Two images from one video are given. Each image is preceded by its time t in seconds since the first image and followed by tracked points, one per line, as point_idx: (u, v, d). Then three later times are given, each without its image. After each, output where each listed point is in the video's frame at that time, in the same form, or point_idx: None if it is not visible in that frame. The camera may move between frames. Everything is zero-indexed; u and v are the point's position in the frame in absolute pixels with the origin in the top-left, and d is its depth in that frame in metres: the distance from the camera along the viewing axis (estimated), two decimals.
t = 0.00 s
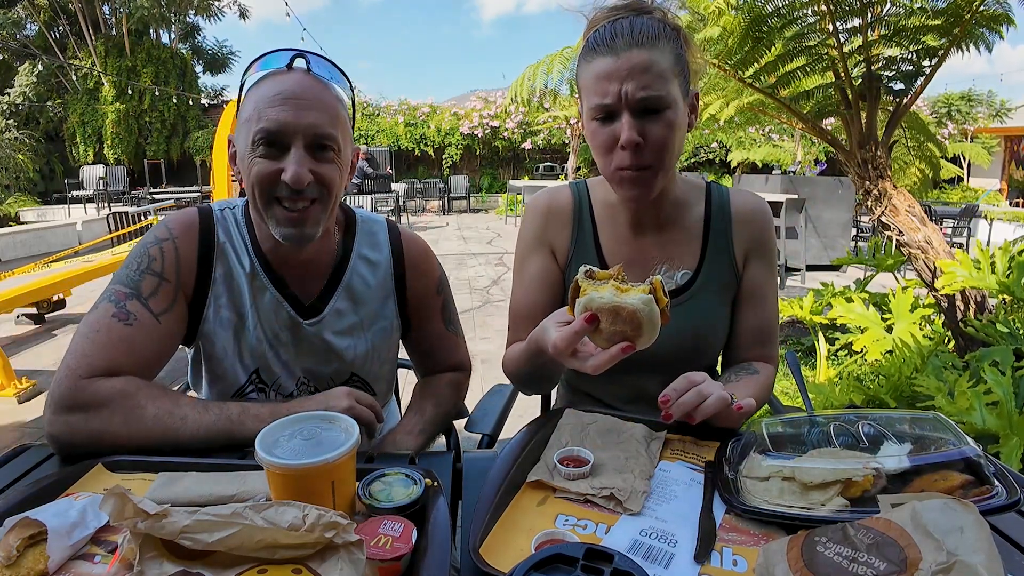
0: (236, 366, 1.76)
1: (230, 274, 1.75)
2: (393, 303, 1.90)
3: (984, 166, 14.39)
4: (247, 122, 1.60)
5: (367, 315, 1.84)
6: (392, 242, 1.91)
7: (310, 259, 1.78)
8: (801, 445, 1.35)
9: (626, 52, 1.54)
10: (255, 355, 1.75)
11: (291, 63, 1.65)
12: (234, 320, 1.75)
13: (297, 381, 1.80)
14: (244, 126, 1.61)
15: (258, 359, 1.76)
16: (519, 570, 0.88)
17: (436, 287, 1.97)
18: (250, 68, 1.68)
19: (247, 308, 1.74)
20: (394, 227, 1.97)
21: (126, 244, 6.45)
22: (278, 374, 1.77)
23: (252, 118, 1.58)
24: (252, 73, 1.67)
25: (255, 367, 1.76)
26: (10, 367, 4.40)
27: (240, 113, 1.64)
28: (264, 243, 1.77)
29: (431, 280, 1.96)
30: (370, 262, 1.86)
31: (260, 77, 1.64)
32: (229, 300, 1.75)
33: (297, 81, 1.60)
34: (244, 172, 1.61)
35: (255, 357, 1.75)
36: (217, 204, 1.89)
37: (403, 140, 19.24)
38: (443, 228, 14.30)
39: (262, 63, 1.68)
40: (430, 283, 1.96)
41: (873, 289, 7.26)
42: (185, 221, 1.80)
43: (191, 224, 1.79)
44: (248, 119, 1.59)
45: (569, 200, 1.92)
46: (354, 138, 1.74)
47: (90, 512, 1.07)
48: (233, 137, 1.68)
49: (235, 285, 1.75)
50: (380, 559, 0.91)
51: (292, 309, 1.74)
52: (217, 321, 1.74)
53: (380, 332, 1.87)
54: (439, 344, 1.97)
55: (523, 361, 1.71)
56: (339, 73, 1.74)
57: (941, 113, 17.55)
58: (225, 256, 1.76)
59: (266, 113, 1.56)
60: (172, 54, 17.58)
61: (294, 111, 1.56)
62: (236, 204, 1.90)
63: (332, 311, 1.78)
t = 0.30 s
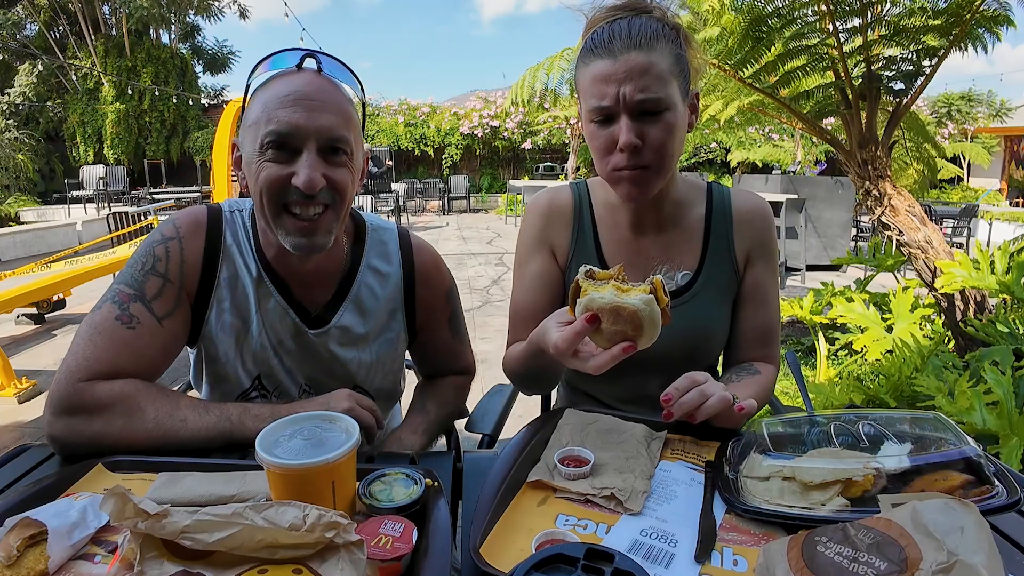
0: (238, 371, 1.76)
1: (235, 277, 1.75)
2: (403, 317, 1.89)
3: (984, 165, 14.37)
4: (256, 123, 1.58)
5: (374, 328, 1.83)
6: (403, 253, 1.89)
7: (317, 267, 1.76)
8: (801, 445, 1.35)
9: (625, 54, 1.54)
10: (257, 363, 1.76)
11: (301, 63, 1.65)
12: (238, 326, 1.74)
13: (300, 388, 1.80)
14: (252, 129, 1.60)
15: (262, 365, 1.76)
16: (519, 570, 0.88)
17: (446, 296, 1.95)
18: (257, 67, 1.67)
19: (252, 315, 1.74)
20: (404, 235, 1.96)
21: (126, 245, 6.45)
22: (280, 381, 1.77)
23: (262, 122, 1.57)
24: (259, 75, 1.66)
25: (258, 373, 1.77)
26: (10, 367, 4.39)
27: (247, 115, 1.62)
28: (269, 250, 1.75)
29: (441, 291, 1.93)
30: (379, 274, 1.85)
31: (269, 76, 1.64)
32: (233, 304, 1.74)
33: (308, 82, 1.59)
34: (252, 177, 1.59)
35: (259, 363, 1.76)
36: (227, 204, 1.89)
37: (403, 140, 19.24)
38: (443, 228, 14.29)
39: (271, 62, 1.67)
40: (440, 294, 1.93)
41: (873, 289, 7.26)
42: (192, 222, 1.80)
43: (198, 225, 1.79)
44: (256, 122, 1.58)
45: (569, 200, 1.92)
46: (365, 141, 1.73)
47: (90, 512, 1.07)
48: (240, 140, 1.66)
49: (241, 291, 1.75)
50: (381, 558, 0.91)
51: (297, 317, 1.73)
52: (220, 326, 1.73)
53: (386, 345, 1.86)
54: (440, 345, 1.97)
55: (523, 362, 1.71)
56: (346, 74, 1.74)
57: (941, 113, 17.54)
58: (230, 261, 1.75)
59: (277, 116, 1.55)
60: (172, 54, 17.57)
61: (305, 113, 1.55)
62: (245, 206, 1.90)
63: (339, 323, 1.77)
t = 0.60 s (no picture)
0: (237, 374, 1.76)
1: (234, 282, 1.74)
2: (404, 325, 1.89)
3: (984, 165, 14.36)
4: (273, 132, 1.52)
5: (375, 336, 1.83)
6: (407, 260, 1.88)
7: (321, 276, 1.74)
8: (801, 444, 1.35)
9: (624, 55, 1.54)
10: (255, 366, 1.75)
11: (311, 66, 1.61)
12: (237, 329, 1.74)
13: (298, 392, 1.79)
14: (269, 137, 1.53)
15: (260, 369, 1.75)
16: (519, 570, 0.88)
17: (448, 304, 1.94)
18: (260, 70, 1.60)
19: (250, 319, 1.73)
20: (409, 239, 1.95)
21: (126, 245, 6.45)
22: (278, 385, 1.77)
23: (284, 130, 1.51)
24: (265, 77, 1.59)
25: (256, 377, 1.76)
26: (11, 367, 4.40)
27: (258, 122, 1.55)
28: (272, 259, 1.73)
29: (442, 297, 1.93)
30: (383, 281, 1.84)
31: (276, 80, 1.57)
32: (232, 309, 1.74)
33: (326, 87, 1.56)
34: (272, 188, 1.53)
35: (257, 367, 1.75)
36: (228, 206, 1.88)
37: (403, 140, 19.24)
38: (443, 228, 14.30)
39: (275, 65, 1.60)
40: (441, 299, 1.93)
41: (873, 289, 7.27)
42: (193, 223, 1.80)
43: (199, 226, 1.79)
44: (275, 130, 1.52)
45: (569, 200, 1.92)
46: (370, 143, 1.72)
47: (90, 512, 1.07)
48: (245, 148, 1.58)
49: (240, 295, 1.74)
50: (381, 558, 0.91)
51: (296, 323, 1.73)
52: (219, 329, 1.73)
53: (388, 352, 1.86)
54: (440, 345, 1.96)
55: (523, 363, 1.71)
56: (349, 75, 1.71)
57: (940, 113, 17.54)
58: (230, 266, 1.74)
59: (302, 123, 1.50)
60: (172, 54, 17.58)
61: (330, 121, 1.52)
62: (246, 209, 1.89)
63: (339, 328, 1.76)
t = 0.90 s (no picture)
0: (237, 374, 1.76)
1: (234, 283, 1.74)
2: (403, 326, 1.89)
3: (984, 165, 14.35)
4: (279, 137, 1.51)
5: (376, 337, 1.83)
6: (406, 261, 1.88)
7: (323, 277, 1.74)
8: (801, 445, 1.35)
9: (624, 55, 1.54)
10: (254, 366, 1.75)
11: (310, 67, 1.58)
12: (236, 329, 1.74)
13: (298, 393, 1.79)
14: (275, 142, 1.51)
15: (259, 369, 1.75)
16: (519, 570, 0.88)
17: (448, 304, 1.94)
18: (257, 72, 1.56)
19: (249, 320, 1.73)
20: (409, 240, 1.95)
21: (126, 245, 6.45)
22: (278, 385, 1.77)
23: (292, 135, 1.50)
24: (262, 79, 1.55)
25: (256, 377, 1.76)
26: (11, 367, 4.40)
27: (261, 126, 1.52)
28: (272, 261, 1.72)
29: (442, 298, 1.93)
30: (382, 283, 1.84)
31: (274, 82, 1.53)
32: (232, 309, 1.73)
33: (328, 88, 1.54)
34: (281, 194, 1.52)
35: (256, 367, 1.75)
36: (226, 207, 1.88)
37: (403, 140, 19.24)
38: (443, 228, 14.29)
39: (273, 65, 1.56)
40: (441, 301, 1.93)
41: (874, 289, 7.27)
42: (193, 223, 1.80)
43: (198, 226, 1.78)
44: (281, 135, 1.50)
45: (569, 200, 1.92)
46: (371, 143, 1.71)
47: (90, 512, 1.07)
48: (248, 154, 1.56)
49: (239, 296, 1.74)
50: (380, 558, 0.91)
51: (296, 323, 1.73)
52: (218, 330, 1.73)
53: (388, 353, 1.86)
54: (439, 346, 1.96)
55: (523, 363, 1.71)
56: (346, 75, 1.69)
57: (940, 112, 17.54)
58: (230, 267, 1.74)
59: (311, 127, 1.49)
60: (172, 54, 17.59)
61: (338, 124, 1.51)
62: (245, 210, 1.88)
63: (338, 328, 1.76)
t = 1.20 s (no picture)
0: (234, 373, 1.76)
1: (230, 281, 1.74)
2: (399, 325, 1.89)
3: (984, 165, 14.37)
4: (269, 137, 1.50)
5: (371, 335, 1.82)
6: (402, 260, 1.88)
7: (318, 275, 1.74)
8: (800, 444, 1.35)
9: (625, 54, 1.54)
10: (252, 364, 1.75)
11: (296, 66, 1.57)
12: (233, 328, 1.74)
13: (296, 391, 1.79)
14: (266, 143, 1.51)
15: (256, 367, 1.75)
16: (519, 570, 0.88)
17: (443, 304, 1.93)
18: (243, 72, 1.55)
19: (246, 318, 1.73)
20: (406, 239, 1.95)
21: (126, 245, 6.45)
22: (275, 383, 1.76)
23: (282, 135, 1.49)
24: (247, 79, 1.54)
25: (253, 375, 1.76)
26: (11, 367, 4.40)
27: (249, 127, 1.51)
28: (267, 259, 1.72)
29: (438, 298, 1.92)
30: (379, 281, 1.84)
31: (260, 82, 1.52)
32: (228, 307, 1.73)
33: (316, 87, 1.54)
34: (273, 194, 1.52)
35: (254, 365, 1.75)
36: (222, 207, 1.88)
37: (403, 140, 19.25)
38: (443, 228, 14.29)
39: (259, 66, 1.56)
40: (437, 301, 1.92)
41: (874, 289, 7.27)
42: (190, 222, 1.80)
43: (194, 225, 1.79)
44: (272, 135, 1.50)
45: (569, 201, 1.93)
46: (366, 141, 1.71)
47: (90, 512, 1.07)
48: (238, 155, 1.55)
49: (235, 294, 1.74)
50: (380, 558, 0.91)
51: (292, 322, 1.73)
52: (215, 328, 1.73)
53: (384, 351, 1.86)
54: (439, 346, 1.96)
55: (523, 364, 1.71)
56: (333, 74, 1.68)
57: (940, 112, 17.54)
58: (226, 265, 1.74)
59: (301, 127, 1.49)
60: (172, 54, 17.59)
61: (328, 122, 1.51)
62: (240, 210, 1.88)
63: (334, 326, 1.76)
